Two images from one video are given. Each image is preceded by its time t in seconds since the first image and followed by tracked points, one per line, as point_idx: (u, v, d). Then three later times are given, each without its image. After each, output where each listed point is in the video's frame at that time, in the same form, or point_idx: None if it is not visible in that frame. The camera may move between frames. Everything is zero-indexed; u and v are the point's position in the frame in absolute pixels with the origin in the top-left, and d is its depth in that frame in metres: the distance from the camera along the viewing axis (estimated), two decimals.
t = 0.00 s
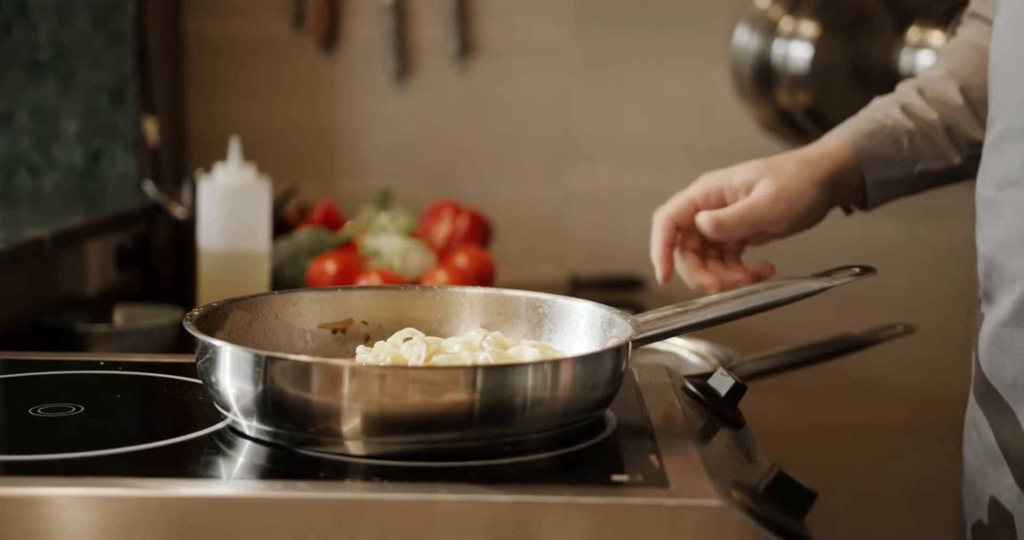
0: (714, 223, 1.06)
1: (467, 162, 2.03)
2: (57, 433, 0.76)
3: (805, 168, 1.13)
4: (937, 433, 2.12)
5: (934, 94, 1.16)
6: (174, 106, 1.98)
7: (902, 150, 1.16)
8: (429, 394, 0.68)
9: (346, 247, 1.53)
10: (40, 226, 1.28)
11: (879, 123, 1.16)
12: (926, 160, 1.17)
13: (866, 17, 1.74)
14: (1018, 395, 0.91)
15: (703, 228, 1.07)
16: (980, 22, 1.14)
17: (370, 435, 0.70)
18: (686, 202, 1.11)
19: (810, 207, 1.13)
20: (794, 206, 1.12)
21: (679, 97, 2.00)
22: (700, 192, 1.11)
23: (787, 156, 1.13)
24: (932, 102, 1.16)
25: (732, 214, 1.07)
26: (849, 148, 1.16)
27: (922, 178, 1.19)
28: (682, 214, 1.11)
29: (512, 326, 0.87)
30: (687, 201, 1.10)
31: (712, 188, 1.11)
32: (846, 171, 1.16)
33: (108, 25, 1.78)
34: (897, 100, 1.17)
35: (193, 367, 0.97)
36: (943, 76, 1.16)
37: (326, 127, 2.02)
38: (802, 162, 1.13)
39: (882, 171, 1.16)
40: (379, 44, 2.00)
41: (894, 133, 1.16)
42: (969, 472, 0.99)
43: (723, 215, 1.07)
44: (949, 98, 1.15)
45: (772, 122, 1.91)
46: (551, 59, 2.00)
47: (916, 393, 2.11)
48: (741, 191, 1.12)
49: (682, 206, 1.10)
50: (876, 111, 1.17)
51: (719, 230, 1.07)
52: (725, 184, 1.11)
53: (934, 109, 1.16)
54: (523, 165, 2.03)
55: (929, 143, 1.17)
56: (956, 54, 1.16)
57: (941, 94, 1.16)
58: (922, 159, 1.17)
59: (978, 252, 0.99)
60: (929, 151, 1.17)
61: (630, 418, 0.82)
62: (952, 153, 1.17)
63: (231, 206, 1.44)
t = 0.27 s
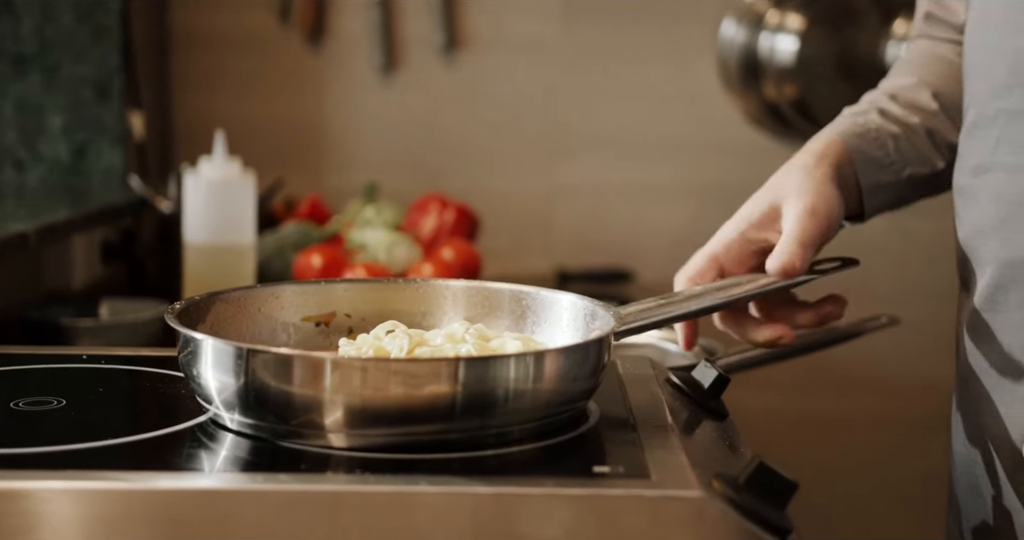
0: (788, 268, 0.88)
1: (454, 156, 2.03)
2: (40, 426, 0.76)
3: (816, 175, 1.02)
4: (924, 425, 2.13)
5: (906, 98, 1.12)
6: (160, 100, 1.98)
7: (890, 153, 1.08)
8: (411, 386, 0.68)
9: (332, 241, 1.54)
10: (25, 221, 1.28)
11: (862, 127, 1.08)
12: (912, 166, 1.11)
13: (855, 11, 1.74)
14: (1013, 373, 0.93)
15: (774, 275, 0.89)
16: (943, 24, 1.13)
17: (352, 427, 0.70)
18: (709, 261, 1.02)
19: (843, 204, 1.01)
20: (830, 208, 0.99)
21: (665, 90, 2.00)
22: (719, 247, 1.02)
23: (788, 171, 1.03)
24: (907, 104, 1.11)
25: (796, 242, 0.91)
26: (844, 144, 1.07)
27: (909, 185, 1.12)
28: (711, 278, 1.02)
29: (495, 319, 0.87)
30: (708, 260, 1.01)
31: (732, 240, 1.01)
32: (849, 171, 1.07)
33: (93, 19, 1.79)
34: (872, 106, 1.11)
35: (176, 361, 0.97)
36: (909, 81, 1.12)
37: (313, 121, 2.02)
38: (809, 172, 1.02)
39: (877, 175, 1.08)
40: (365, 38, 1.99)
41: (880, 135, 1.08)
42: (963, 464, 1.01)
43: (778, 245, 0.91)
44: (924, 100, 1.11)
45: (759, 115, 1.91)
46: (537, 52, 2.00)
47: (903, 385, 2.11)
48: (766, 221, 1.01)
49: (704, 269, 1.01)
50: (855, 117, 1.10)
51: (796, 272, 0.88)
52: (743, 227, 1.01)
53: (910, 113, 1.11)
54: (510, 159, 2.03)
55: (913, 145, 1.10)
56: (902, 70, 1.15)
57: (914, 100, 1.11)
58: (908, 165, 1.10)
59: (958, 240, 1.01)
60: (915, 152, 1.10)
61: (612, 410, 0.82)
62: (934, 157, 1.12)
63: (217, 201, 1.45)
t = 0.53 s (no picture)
0: (753, 294, 0.88)
1: (446, 148, 2.03)
2: (29, 417, 0.76)
3: (819, 189, 1.05)
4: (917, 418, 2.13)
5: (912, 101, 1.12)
6: (153, 92, 1.99)
7: (900, 162, 1.10)
8: (399, 378, 0.68)
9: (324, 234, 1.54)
10: (15, 213, 1.28)
11: (870, 139, 1.10)
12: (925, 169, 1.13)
13: (847, 3, 1.75)
14: (1000, 361, 0.94)
15: (737, 296, 0.88)
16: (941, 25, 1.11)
17: (340, 418, 0.70)
18: (788, 284, 0.97)
19: (842, 222, 1.04)
20: (826, 223, 1.02)
21: (658, 82, 2.00)
22: (719, 251, 1.04)
23: (796, 184, 1.06)
24: (911, 107, 1.12)
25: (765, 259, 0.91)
26: (856, 160, 1.10)
27: (922, 188, 1.14)
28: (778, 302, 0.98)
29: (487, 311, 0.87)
30: (708, 263, 1.04)
31: (732, 244, 1.04)
32: (856, 187, 1.10)
33: (85, 11, 1.79)
34: (877, 114, 1.12)
35: (166, 352, 0.97)
36: (913, 81, 1.12)
37: (305, 113, 2.02)
38: (813, 186, 1.05)
39: (888, 185, 1.10)
40: (358, 31, 1.99)
41: (887, 145, 1.10)
42: (958, 457, 1.01)
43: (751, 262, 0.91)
44: (926, 102, 1.11)
45: (752, 108, 1.91)
46: (529, 45, 2.00)
47: (895, 378, 2.11)
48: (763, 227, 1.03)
49: (768, 298, 0.99)
50: (862, 127, 1.12)
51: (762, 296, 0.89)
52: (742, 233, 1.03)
53: (918, 115, 1.11)
54: (503, 151, 2.03)
55: (922, 149, 1.11)
56: (903, 69, 1.14)
57: (919, 103, 1.11)
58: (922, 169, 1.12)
59: (942, 230, 1.01)
60: (924, 157, 1.12)
61: (601, 402, 0.82)
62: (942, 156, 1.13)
63: (208, 193, 1.45)
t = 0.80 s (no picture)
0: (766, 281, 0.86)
1: (444, 136, 2.03)
2: (27, 402, 0.77)
3: (838, 176, 1.02)
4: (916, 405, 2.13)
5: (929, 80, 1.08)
6: (151, 81, 1.98)
7: (923, 146, 1.06)
8: (395, 364, 0.68)
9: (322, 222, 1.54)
10: (12, 202, 1.28)
11: (890, 123, 1.06)
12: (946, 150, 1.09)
13: None
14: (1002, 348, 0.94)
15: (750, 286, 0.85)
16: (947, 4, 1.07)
17: (336, 405, 0.70)
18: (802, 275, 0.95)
19: (861, 209, 1.01)
20: (844, 209, 0.99)
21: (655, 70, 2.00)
22: (734, 242, 1.00)
23: (815, 171, 1.02)
24: (927, 85, 1.08)
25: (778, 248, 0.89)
26: (880, 147, 1.06)
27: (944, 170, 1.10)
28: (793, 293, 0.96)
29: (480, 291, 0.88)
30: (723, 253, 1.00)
31: (748, 235, 1.00)
32: (880, 174, 1.06)
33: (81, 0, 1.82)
34: (895, 96, 1.08)
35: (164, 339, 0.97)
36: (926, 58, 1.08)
37: (304, 101, 2.02)
38: (832, 174, 1.02)
39: (914, 170, 1.07)
40: (356, 19, 1.99)
41: (909, 129, 1.06)
42: (963, 447, 1.01)
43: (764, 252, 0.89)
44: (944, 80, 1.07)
45: (749, 95, 1.91)
46: (526, 33, 1.99)
47: (894, 365, 2.11)
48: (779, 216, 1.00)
49: (782, 289, 0.96)
50: (881, 111, 1.07)
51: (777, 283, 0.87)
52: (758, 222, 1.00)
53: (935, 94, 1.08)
54: (501, 140, 2.03)
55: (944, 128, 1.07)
56: (911, 48, 1.11)
57: (935, 82, 1.07)
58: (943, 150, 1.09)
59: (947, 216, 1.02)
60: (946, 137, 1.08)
61: (599, 387, 0.82)
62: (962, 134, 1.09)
63: (204, 181, 1.45)
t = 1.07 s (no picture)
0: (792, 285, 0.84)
1: (450, 128, 2.03)
2: (33, 391, 0.77)
3: (862, 176, 1.00)
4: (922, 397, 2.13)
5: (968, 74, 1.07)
6: (158, 71, 1.99)
7: (957, 143, 1.06)
8: (394, 357, 0.67)
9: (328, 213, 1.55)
10: (19, 193, 1.28)
11: (924, 117, 1.06)
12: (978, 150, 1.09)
13: None
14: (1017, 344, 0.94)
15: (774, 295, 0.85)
16: None
17: (332, 399, 0.69)
18: (833, 269, 0.90)
19: (886, 208, 0.99)
20: (868, 209, 0.97)
21: (661, 62, 2.00)
22: (757, 240, 0.98)
23: (839, 170, 1.01)
24: (966, 80, 1.08)
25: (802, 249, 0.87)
26: (907, 144, 1.05)
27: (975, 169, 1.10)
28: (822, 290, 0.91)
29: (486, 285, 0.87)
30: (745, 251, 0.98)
31: (770, 233, 0.98)
32: (907, 172, 1.05)
33: None
34: (933, 89, 1.07)
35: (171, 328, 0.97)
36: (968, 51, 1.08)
37: (310, 93, 2.02)
38: (858, 173, 1.00)
39: (944, 168, 1.06)
40: (362, 10, 1.99)
41: (944, 125, 1.06)
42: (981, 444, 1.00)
43: (787, 253, 0.88)
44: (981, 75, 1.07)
45: (756, 87, 1.91)
46: (532, 25, 1.99)
47: (900, 358, 2.11)
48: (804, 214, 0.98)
49: (811, 288, 0.91)
50: (915, 106, 1.07)
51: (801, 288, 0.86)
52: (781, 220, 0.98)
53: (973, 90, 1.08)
54: (507, 132, 2.03)
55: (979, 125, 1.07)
56: (957, 38, 1.10)
57: (976, 75, 1.07)
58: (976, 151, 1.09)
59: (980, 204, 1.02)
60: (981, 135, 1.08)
61: (606, 377, 0.82)
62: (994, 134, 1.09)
63: (213, 172, 1.46)
